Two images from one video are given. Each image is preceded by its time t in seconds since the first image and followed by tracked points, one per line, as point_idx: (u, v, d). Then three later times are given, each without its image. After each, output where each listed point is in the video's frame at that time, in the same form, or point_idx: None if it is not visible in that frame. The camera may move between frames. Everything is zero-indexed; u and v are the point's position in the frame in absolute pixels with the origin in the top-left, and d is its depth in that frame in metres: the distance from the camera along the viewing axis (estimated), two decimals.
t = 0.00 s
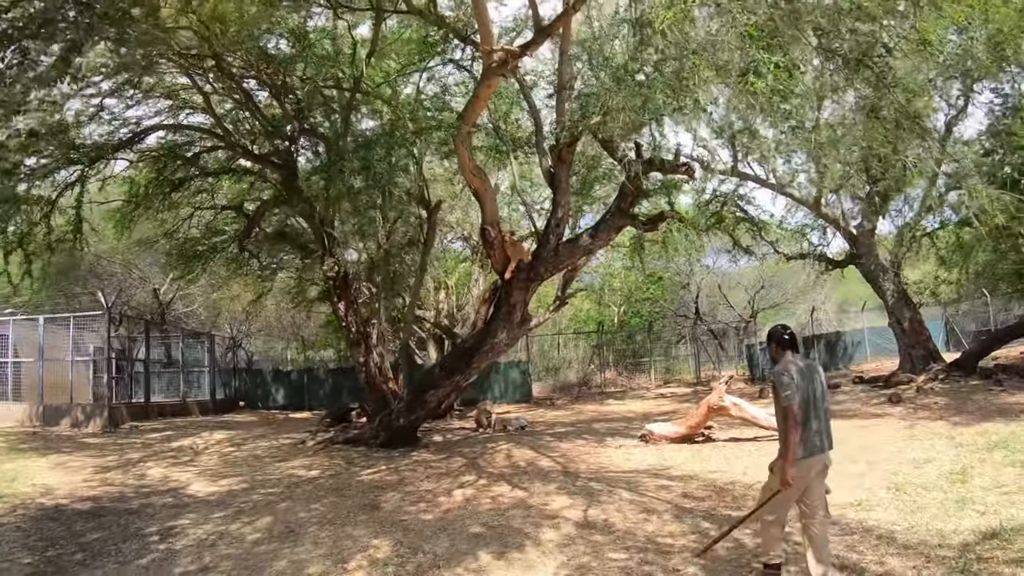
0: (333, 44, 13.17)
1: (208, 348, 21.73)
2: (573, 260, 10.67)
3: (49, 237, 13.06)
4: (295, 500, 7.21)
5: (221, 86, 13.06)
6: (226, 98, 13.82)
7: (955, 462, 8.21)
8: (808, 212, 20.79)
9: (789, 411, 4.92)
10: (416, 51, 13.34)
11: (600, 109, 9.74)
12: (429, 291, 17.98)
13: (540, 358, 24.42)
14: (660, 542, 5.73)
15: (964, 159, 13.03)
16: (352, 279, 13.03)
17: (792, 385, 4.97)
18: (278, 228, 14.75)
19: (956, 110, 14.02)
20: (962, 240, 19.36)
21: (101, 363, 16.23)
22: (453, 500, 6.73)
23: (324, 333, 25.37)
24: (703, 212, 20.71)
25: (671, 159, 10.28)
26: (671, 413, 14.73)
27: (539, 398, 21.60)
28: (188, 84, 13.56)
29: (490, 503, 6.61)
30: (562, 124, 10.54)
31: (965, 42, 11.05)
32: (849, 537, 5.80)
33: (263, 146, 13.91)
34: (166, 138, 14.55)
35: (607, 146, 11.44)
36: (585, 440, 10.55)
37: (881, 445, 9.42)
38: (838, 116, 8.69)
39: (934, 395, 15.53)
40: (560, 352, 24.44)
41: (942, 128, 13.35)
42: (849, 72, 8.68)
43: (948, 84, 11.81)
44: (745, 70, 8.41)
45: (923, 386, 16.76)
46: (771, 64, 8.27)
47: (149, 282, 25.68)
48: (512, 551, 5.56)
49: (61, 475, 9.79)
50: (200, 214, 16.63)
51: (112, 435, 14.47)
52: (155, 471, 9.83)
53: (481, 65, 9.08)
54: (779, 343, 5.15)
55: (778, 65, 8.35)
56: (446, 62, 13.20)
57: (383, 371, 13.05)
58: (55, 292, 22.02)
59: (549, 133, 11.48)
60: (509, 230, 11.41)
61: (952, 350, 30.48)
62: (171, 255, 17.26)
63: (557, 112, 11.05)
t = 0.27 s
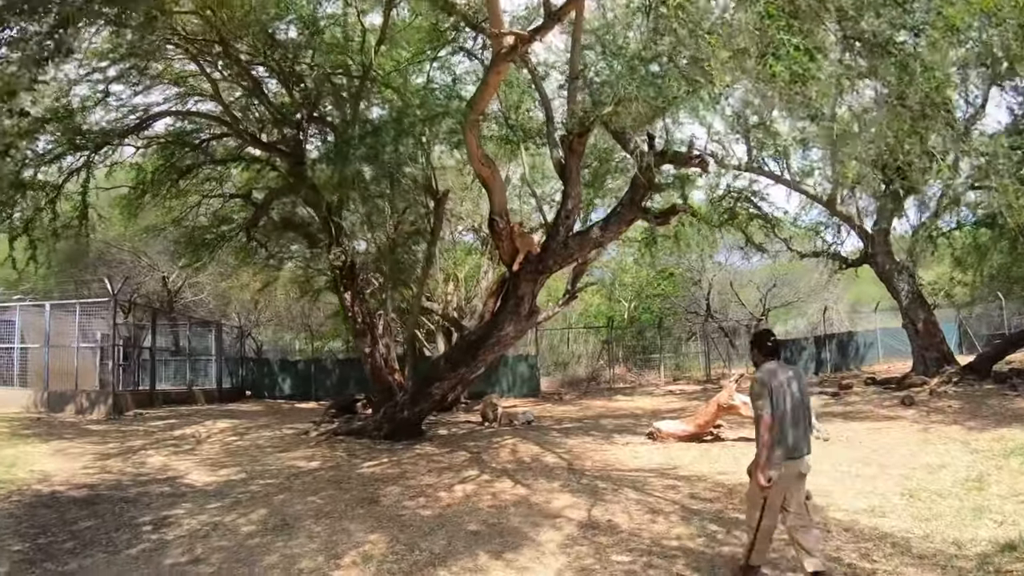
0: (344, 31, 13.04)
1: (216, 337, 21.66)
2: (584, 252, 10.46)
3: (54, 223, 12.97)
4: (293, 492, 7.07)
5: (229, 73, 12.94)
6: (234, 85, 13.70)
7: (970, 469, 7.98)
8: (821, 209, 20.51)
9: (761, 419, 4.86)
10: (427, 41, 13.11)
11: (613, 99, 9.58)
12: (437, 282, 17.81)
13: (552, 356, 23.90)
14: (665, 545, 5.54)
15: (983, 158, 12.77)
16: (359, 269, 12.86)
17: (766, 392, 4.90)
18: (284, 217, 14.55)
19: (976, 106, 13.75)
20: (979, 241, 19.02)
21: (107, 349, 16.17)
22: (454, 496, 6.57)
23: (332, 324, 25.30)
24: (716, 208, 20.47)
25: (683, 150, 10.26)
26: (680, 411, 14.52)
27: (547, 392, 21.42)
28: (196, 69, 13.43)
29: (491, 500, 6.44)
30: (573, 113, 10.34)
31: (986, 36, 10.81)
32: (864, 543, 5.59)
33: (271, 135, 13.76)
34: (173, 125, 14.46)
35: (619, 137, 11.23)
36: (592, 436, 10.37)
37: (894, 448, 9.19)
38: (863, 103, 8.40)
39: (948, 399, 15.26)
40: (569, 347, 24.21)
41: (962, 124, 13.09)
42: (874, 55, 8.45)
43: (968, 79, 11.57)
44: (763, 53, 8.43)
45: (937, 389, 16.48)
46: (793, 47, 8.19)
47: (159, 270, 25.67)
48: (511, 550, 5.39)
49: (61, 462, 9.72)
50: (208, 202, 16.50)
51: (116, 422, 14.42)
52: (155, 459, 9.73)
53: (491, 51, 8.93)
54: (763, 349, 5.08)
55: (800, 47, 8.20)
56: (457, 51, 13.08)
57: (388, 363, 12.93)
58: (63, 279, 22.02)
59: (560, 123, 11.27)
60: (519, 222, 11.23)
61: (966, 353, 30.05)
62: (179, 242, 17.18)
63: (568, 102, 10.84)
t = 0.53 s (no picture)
0: (357, 16, 12.86)
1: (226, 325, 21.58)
2: (598, 243, 10.21)
3: (62, 208, 12.91)
4: (294, 482, 6.92)
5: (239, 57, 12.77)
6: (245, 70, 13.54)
7: (994, 472, 7.70)
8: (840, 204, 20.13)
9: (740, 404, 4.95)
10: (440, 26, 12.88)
11: (631, 84, 9.33)
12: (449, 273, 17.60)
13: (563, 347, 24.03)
14: (677, 545, 5.33)
15: (1008, 152, 12.45)
16: (370, 258, 12.67)
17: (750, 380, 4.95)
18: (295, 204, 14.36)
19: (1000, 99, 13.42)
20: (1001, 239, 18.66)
21: (116, 335, 16.11)
22: (459, 490, 6.38)
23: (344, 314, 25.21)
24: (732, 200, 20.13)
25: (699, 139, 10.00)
26: (693, 407, 14.27)
27: (559, 386, 21.21)
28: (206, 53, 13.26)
29: (497, 495, 6.24)
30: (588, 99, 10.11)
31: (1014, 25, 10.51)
32: (887, 548, 5.35)
33: (282, 121, 13.58)
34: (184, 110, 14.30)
35: (636, 126, 10.98)
36: (603, 430, 10.15)
37: (914, 449, 8.91)
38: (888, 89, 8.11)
39: (967, 400, 14.93)
40: (582, 340, 24.20)
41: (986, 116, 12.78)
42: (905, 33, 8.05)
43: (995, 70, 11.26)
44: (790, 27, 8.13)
45: (955, 390, 16.13)
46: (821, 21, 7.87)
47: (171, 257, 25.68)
48: (516, 548, 5.20)
49: (64, 448, 9.65)
50: (219, 189, 16.25)
51: (123, 409, 14.38)
52: (158, 446, 9.64)
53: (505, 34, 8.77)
54: (764, 338, 5.04)
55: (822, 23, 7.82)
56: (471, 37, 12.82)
57: (397, 353, 12.73)
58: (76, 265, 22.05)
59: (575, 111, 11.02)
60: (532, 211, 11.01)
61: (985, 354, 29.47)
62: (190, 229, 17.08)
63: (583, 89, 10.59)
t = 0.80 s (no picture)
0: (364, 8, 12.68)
1: (234, 321, 21.46)
2: (609, 238, 9.95)
3: (65, 201, 12.77)
4: (293, 483, 6.72)
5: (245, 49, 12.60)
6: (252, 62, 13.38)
7: (1019, 480, 7.39)
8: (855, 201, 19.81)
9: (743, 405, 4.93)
10: (450, 17, 12.69)
11: (643, 76, 9.11)
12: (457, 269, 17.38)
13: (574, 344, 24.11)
14: (689, 556, 5.09)
15: None
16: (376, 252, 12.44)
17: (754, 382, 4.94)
18: (303, 198, 14.18)
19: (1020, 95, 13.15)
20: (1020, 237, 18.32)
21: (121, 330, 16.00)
22: (462, 492, 6.15)
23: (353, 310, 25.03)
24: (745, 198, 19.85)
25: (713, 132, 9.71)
26: (704, 408, 13.98)
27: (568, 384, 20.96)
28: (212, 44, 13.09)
29: (502, 499, 6.01)
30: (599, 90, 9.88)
31: None
32: (912, 561, 5.08)
33: (288, 114, 13.38)
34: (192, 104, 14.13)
35: (649, 119, 10.74)
36: (613, 431, 9.91)
37: (935, 454, 8.60)
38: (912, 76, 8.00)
39: (985, 403, 14.58)
40: (592, 338, 24.18)
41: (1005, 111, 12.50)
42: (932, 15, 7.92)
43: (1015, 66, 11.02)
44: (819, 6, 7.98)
45: (973, 393, 15.79)
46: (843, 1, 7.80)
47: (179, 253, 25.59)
48: (521, 555, 4.97)
49: (63, 444, 9.53)
50: (226, 182, 16.16)
51: (127, 404, 14.26)
52: (158, 443, 9.49)
53: (515, 22, 8.60)
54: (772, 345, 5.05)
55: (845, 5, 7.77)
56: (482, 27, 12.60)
57: (404, 350, 12.50)
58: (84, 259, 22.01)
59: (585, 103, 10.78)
60: (543, 206, 10.76)
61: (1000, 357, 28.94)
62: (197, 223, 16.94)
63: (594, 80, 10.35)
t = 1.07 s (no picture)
0: None
1: (236, 318, 21.30)
2: (614, 228, 9.72)
3: (60, 199, 12.61)
4: (291, 483, 6.54)
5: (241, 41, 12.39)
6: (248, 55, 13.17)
7: None
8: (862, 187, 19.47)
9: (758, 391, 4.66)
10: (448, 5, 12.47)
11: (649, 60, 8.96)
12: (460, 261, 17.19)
13: (579, 336, 23.88)
14: (702, 558, 4.87)
15: None
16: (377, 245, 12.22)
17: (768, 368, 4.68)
18: (301, 192, 13.97)
19: None
20: None
21: (121, 329, 15.83)
22: (464, 493, 5.95)
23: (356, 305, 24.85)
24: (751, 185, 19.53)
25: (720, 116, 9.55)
26: (713, 399, 13.74)
27: (575, 376, 20.73)
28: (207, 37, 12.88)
29: (505, 500, 5.80)
30: (602, 73, 9.64)
31: None
32: (937, 560, 4.85)
33: (284, 106, 13.18)
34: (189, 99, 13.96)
35: (653, 105, 10.50)
36: (620, 425, 9.68)
37: (953, 446, 8.35)
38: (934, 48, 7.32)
39: (999, 392, 14.29)
40: (598, 330, 23.95)
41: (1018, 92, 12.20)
42: None
43: None
44: None
45: (986, 381, 15.50)
46: None
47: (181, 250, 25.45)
48: (525, 560, 4.75)
49: (59, 446, 9.37)
50: (225, 178, 15.96)
51: (128, 404, 14.11)
52: (156, 444, 9.32)
53: (514, 5, 8.39)
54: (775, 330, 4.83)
55: None
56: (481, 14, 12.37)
57: (407, 344, 12.29)
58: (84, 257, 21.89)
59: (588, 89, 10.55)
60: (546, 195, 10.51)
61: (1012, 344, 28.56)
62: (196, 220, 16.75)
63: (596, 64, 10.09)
